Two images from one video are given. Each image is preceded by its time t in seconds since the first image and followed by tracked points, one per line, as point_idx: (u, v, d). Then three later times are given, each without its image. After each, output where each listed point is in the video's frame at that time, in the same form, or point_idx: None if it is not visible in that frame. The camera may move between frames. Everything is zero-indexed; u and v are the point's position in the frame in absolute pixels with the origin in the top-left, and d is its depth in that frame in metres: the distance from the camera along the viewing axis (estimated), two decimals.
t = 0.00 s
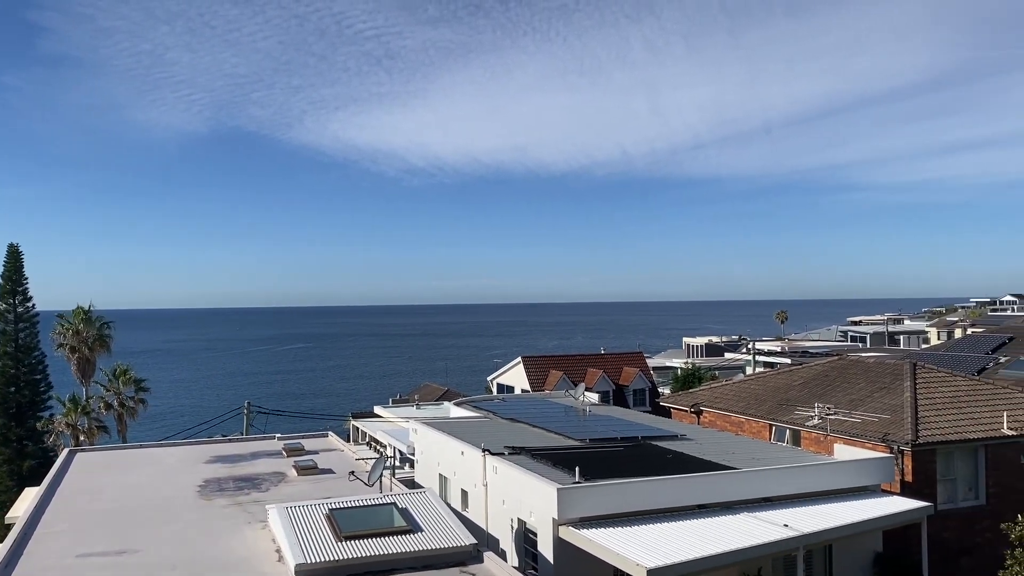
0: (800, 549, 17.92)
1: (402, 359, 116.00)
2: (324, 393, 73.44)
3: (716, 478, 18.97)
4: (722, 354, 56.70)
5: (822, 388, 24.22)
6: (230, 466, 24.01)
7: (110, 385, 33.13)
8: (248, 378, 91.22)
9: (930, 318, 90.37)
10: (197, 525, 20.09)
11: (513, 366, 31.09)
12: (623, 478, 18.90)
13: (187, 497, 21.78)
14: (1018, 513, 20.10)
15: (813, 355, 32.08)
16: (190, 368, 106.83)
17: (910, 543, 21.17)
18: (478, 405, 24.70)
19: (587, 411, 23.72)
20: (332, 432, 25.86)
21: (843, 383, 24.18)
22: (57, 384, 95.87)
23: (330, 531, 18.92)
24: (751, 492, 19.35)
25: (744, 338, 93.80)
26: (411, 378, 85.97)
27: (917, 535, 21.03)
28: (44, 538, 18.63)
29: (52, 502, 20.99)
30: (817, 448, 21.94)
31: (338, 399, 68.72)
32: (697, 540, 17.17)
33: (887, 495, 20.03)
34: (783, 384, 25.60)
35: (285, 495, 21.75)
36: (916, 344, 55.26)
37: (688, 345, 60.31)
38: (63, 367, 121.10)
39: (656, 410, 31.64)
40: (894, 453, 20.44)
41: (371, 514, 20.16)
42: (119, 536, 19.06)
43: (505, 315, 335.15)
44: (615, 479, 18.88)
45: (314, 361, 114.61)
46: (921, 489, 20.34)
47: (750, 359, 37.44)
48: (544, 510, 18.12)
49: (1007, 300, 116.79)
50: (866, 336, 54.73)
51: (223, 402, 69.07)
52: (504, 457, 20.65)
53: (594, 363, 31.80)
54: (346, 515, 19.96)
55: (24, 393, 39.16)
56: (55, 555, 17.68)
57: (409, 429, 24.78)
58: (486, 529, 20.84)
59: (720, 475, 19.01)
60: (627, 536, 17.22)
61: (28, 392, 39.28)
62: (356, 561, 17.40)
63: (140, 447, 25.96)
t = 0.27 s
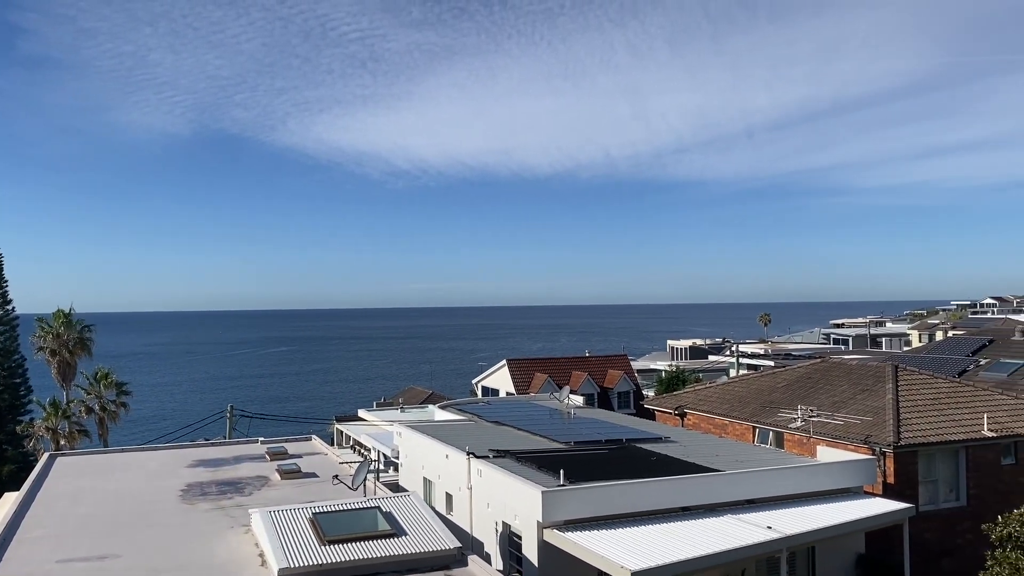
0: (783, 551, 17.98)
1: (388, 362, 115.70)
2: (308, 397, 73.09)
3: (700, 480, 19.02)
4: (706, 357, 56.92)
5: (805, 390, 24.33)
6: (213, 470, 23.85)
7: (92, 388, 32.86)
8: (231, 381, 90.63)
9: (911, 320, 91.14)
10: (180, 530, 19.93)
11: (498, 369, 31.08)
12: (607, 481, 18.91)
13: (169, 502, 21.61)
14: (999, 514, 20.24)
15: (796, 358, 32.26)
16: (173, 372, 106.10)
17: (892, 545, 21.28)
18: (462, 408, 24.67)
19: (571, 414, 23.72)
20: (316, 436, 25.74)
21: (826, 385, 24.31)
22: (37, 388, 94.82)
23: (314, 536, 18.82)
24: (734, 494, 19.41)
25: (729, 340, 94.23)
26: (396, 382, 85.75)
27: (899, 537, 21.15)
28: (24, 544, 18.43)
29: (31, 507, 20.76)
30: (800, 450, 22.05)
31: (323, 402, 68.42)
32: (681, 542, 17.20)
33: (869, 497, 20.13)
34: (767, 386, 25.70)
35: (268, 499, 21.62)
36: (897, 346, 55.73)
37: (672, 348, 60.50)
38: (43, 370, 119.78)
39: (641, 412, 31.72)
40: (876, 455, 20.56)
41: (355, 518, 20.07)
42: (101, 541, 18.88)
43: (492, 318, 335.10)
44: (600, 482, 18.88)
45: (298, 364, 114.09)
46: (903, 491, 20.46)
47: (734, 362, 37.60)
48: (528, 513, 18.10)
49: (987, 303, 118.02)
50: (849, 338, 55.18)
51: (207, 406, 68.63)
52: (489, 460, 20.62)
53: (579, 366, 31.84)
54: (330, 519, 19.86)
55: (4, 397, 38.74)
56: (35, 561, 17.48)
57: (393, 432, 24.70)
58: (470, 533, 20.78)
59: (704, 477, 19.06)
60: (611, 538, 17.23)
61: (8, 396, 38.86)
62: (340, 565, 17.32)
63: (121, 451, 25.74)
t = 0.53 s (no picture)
0: (767, 553, 18.04)
1: (374, 365, 115.41)
2: (292, 401, 72.74)
3: (684, 483, 19.06)
4: (691, 359, 57.14)
5: (788, 393, 24.45)
6: (196, 474, 23.70)
7: (73, 392, 32.60)
8: (215, 385, 90.06)
9: (893, 323, 91.83)
10: (162, 534, 19.78)
11: (483, 372, 31.07)
12: (592, 484, 18.92)
13: (152, 506, 21.44)
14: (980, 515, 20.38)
15: (779, 360, 32.44)
16: (156, 375, 105.32)
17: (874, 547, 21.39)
18: (447, 412, 24.64)
19: (557, 417, 23.73)
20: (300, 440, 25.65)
21: (809, 388, 24.44)
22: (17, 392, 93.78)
23: (298, 540, 18.73)
24: (718, 497, 19.47)
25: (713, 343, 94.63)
26: (382, 385, 85.53)
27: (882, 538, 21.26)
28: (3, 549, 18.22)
29: (11, 513, 20.53)
30: (784, 452, 22.14)
31: (308, 406, 68.16)
32: (665, 545, 17.23)
33: (852, 499, 20.23)
34: (751, 389, 25.81)
35: (252, 504, 21.50)
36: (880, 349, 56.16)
37: (657, 351, 60.67)
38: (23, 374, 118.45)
39: (626, 415, 31.78)
40: (859, 457, 20.67)
41: (339, 522, 19.98)
42: (82, 546, 18.71)
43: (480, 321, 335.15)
44: (585, 485, 18.88)
45: (283, 368, 113.53)
46: (885, 493, 20.57)
47: (718, 365, 37.78)
48: (513, 516, 18.08)
49: (969, 306, 119.07)
50: (832, 340, 55.55)
51: (190, 409, 68.18)
52: (474, 464, 20.59)
53: (564, 369, 31.87)
54: (314, 523, 19.77)
55: None
56: (15, 566, 17.29)
57: (378, 436, 24.63)
58: (455, 537, 20.74)
59: (688, 480, 19.11)
60: (596, 541, 17.23)
61: None
62: (324, 569, 17.24)
63: (102, 455, 25.54)
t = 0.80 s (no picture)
0: (751, 555, 18.09)
1: (360, 369, 115.00)
2: (276, 404, 72.36)
3: (669, 485, 19.10)
4: (675, 362, 57.29)
5: (772, 396, 24.56)
6: (179, 479, 23.53)
7: (54, 396, 32.32)
8: (199, 388, 89.41)
9: (875, 326, 92.48)
10: (145, 539, 19.61)
11: (468, 375, 31.05)
12: (577, 487, 18.92)
13: (134, 511, 21.25)
14: (961, 517, 20.50)
15: (763, 363, 32.61)
16: (139, 379, 104.37)
17: (858, 548, 21.49)
18: (432, 415, 24.59)
19: (542, 420, 23.74)
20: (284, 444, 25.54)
21: (792, 391, 24.56)
22: None
23: (281, 544, 18.63)
24: (703, 499, 19.52)
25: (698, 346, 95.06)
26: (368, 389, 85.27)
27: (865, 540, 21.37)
28: None
29: None
30: (768, 454, 22.24)
31: (292, 409, 67.83)
32: (649, 547, 17.25)
33: (835, 501, 20.32)
34: (735, 392, 25.91)
35: (236, 508, 21.37)
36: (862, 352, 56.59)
37: (641, 354, 60.84)
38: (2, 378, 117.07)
39: (611, 418, 31.83)
40: (842, 459, 20.78)
41: (323, 525, 19.89)
42: (63, 551, 18.51)
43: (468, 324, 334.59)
44: (570, 488, 18.88)
45: (267, 371, 112.97)
46: (868, 495, 20.67)
47: (703, 368, 37.91)
48: (498, 519, 18.04)
49: (952, 309, 120.01)
50: (815, 343, 55.93)
51: (173, 413, 67.65)
52: (459, 467, 20.55)
53: (549, 372, 31.89)
54: (298, 527, 19.66)
55: None
56: None
57: (362, 439, 24.56)
58: (440, 540, 20.68)
59: (673, 482, 19.15)
60: (581, 544, 17.22)
61: None
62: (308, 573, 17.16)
63: (84, 459, 25.32)
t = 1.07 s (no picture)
0: (736, 558, 18.13)
1: (346, 372, 114.57)
2: (261, 408, 71.95)
3: (654, 488, 19.13)
4: (661, 365, 57.38)
5: (757, 399, 24.66)
6: (163, 483, 23.37)
7: (36, 400, 32.07)
8: (183, 392, 88.78)
9: (858, 330, 92.98)
10: (127, 543, 19.44)
11: (454, 379, 31.01)
12: (563, 490, 18.91)
13: (117, 516, 21.08)
14: (944, 519, 20.61)
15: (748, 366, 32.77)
16: (122, 383, 103.52)
17: (841, 551, 21.57)
18: (418, 419, 24.54)
19: (528, 423, 23.74)
20: (269, 448, 25.45)
21: (777, 394, 24.68)
22: None
23: (266, 549, 18.54)
24: (688, 502, 19.55)
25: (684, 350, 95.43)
26: (354, 393, 84.92)
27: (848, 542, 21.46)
28: None
29: None
30: (753, 457, 22.33)
31: (277, 413, 67.46)
32: (635, 550, 17.26)
33: (820, 504, 20.40)
34: (720, 395, 26.00)
35: (220, 512, 21.24)
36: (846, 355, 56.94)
37: (627, 357, 60.98)
38: None
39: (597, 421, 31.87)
40: (826, 462, 20.87)
41: (308, 530, 19.80)
42: (44, 557, 18.31)
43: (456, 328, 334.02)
44: (556, 491, 18.88)
45: (253, 375, 112.35)
46: (851, 497, 20.77)
47: (688, 371, 38.03)
48: (484, 523, 18.00)
49: (936, 313, 120.91)
50: (799, 347, 56.23)
51: (157, 417, 67.16)
52: (445, 471, 20.51)
53: (535, 375, 31.90)
54: (282, 532, 19.57)
55: None
56: None
57: (348, 443, 24.48)
58: (425, 545, 20.63)
59: (658, 485, 19.18)
60: (565, 548, 17.22)
61: None
62: None
63: (67, 464, 25.12)
